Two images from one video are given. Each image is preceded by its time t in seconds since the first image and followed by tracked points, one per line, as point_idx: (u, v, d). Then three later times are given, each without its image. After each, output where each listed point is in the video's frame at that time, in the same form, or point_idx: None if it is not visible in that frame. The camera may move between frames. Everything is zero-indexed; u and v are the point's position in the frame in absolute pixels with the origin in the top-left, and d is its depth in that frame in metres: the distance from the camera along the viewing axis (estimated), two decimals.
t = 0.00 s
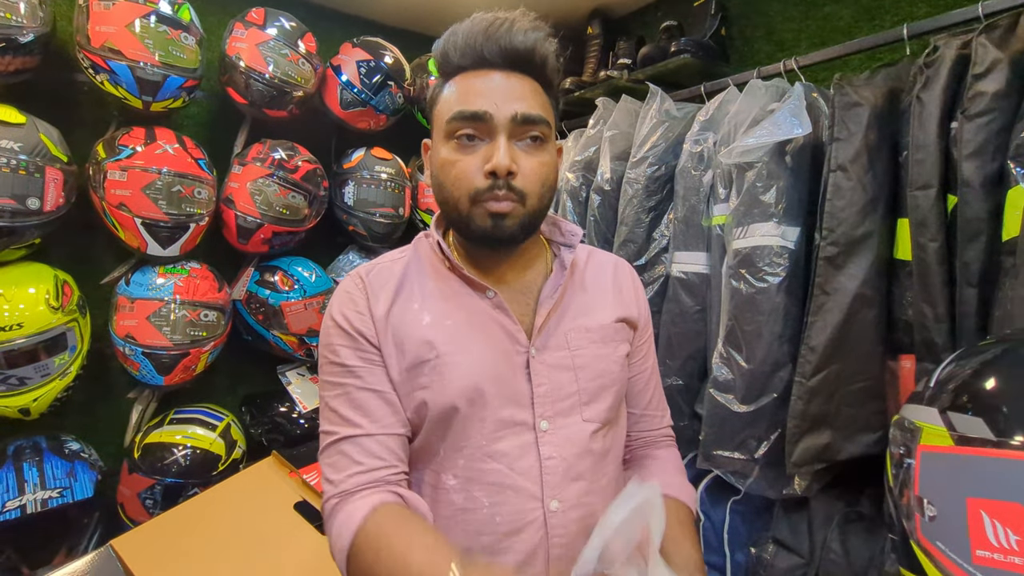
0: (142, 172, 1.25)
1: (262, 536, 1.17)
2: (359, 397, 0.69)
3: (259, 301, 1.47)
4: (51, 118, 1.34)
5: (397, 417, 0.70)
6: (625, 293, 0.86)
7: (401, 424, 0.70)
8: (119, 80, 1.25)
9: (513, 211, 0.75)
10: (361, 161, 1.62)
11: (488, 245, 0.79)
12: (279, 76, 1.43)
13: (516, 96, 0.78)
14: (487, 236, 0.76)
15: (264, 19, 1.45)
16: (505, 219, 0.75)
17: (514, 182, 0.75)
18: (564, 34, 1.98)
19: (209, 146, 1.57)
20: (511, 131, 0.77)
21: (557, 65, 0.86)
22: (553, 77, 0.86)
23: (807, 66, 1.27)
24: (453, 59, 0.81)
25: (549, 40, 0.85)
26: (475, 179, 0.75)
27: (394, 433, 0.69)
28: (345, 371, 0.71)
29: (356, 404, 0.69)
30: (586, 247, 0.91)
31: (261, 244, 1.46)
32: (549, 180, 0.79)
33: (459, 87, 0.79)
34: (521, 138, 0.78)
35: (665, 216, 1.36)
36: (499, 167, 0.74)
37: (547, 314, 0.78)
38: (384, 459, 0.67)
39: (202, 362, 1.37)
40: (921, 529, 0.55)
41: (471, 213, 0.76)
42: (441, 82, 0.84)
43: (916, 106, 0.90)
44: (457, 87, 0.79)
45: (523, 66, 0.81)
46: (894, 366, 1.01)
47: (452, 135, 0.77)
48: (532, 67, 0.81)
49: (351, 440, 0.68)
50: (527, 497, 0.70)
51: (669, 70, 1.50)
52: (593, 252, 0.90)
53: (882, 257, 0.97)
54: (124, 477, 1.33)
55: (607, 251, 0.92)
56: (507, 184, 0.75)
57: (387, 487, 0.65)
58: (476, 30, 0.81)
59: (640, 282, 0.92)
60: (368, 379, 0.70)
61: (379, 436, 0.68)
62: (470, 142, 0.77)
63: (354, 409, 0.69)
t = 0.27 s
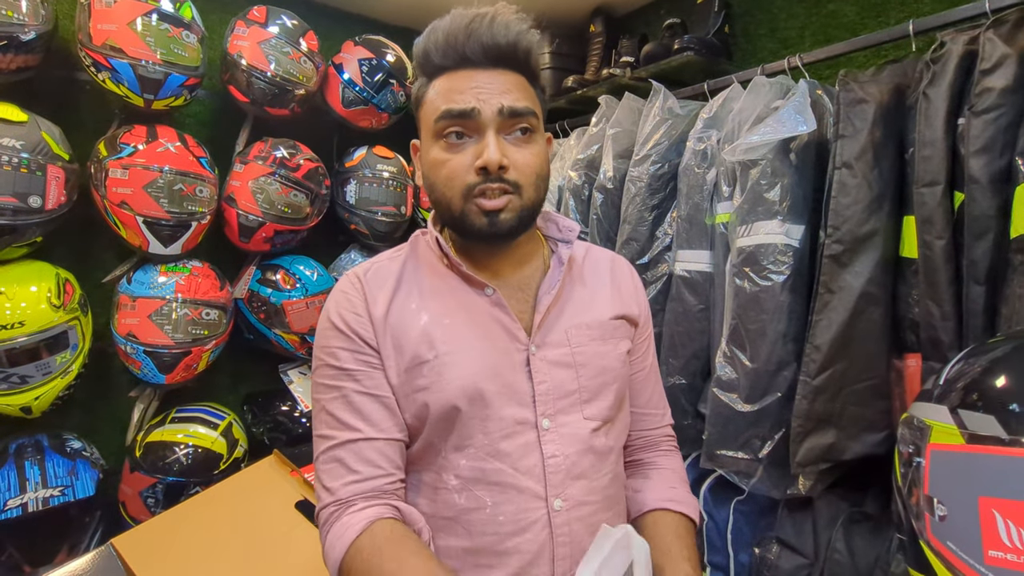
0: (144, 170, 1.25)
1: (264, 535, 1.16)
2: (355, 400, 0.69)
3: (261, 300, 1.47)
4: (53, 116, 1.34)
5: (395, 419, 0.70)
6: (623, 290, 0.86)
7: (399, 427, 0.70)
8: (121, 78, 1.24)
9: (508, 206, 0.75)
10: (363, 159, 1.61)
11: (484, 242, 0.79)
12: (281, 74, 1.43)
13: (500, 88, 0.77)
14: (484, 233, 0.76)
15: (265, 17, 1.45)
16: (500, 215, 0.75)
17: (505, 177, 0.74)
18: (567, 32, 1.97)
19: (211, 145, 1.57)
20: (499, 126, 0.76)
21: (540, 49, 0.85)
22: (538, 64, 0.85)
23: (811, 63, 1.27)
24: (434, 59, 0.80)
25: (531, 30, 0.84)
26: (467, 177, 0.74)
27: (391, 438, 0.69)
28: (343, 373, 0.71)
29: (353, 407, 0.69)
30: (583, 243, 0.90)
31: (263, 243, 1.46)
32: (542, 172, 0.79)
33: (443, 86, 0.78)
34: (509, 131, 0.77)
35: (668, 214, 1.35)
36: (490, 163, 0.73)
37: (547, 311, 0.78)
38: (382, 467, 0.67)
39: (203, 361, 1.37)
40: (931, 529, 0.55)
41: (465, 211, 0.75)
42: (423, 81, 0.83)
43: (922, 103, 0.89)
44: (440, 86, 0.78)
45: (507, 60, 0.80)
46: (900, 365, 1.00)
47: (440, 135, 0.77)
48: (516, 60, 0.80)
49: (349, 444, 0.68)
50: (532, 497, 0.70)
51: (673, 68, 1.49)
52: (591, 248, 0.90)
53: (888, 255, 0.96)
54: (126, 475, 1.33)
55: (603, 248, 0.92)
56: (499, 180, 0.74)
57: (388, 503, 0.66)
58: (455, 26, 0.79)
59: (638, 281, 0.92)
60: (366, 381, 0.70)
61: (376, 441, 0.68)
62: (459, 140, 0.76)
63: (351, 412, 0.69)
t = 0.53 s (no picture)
0: (145, 168, 1.25)
1: (266, 535, 1.17)
2: (341, 380, 0.66)
3: (262, 298, 1.47)
4: (54, 114, 1.34)
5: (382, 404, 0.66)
6: (626, 289, 0.84)
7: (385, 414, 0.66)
8: (122, 75, 1.24)
9: (499, 198, 0.74)
10: (364, 157, 1.61)
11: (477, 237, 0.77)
12: (282, 72, 1.42)
13: (488, 80, 0.77)
14: (476, 228, 0.75)
15: (267, 15, 1.44)
16: (490, 208, 0.74)
17: (495, 169, 0.73)
18: (569, 30, 1.96)
19: (212, 143, 1.57)
20: (487, 119, 0.76)
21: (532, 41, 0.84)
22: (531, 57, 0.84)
23: (816, 59, 1.26)
24: (422, 54, 0.81)
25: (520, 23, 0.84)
26: (455, 171, 0.74)
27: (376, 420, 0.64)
28: (333, 356, 0.69)
29: (336, 385, 0.66)
30: (586, 238, 0.90)
31: (264, 241, 1.46)
32: (534, 165, 0.78)
33: (431, 81, 0.78)
34: (498, 124, 0.77)
35: (672, 212, 1.34)
36: (478, 155, 0.72)
37: (543, 308, 0.77)
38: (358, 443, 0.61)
39: (204, 359, 1.36)
40: (943, 527, 0.54)
41: (455, 205, 0.74)
42: (415, 78, 0.84)
43: (930, 98, 0.88)
44: (429, 82, 0.79)
45: (495, 51, 0.80)
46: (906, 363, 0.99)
47: (429, 130, 0.77)
48: (504, 52, 0.80)
49: (326, 424, 0.64)
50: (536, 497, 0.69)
51: (676, 65, 1.48)
52: (595, 245, 0.89)
53: (895, 252, 0.95)
54: (127, 474, 1.33)
55: (608, 245, 0.90)
56: (489, 172, 0.73)
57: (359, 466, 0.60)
58: (442, 20, 0.80)
59: (647, 278, 0.91)
60: (354, 362, 0.68)
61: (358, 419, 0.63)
62: (447, 135, 0.76)
63: (333, 393, 0.66)
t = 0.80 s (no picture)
0: (145, 165, 1.24)
1: (267, 536, 1.16)
2: (337, 425, 0.69)
3: (263, 297, 1.46)
4: (55, 112, 1.34)
5: (378, 446, 0.70)
6: (632, 288, 0.84)
7: (384, 453, 0.70)
8: (123, 73, 1.24)
9: (514, 181, 0.72)
10: (365, 155, 1.60)
11: (487, 228, 0.76)
12: (283, 70, 1.42)
13: (499, 65, 0.77)
14: (489, 214, 0.73)
15: (267, 12, 1.44)
16: (505, 191, 0.72)
17: (509, 151, 0.73)
18: (571, 28, 1.95)
19: (213, 141, 1.56)
20: (500, 102, 0.75)
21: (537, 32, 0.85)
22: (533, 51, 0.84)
23: (820, 56, 1.25)
24: (430, 41, 0.80)
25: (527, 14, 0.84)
26: (469, 154, 0.72)
27: (373, 466, 0.69)
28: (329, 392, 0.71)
29: (333, 430, 0.70)
30: (590, 236, 0.89)
31: (264, 239, 1.45)
32: (546, 150, 0.77)
33: (441, 68, 0.78)
34: (510, 109, 0.76)
35: (674, 210, 1.33)
36: (494, 135, 0.71)
37: (553, 309, 0.76)
38: (359, 492, 0.68)
39: (205, 358, 1.36)
40: (953, 526, 0.54)
41: (468, 188, 0.72)
42: (419, 68, 0.83)
43: (935, 94, 0.87)
44: (438, 69, 0.78)
45: (503, 38, 0.80)
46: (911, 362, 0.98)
47: (440, 115, 0.76)
48: (512, 39, 0.80)
49: (328, 469, 0.69)
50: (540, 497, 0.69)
51: (678, 62, 1.47)
52: (598, 242, 0.88)
53: (900, 250, 0.94)
54: (128, 473, 1.32)
55: (612, 243, 0.90)
56: (503, 153, 0.72)
57: (360, 509, 0.68)
58: (451, 7, 0.80)
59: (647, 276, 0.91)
60: (347, 406, 0.70)
61: (355, 470, 0.68)
62: (459, 119, 0.75)
63: (330, 437, 0.70)
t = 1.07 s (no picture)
0: (146, 164, 1.24)
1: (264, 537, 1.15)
2: (321, 425, 0.69)
3: (264, 296, 1.46)
4: (55, 110, 1.34)
5: (360, 446, 0.71)
6: (636, 288, 0.84)
7: (363, 452, 0.71)
8: (123, 71, 1.23)
9: (525, 196, 0.72)
10: (366, 154, 1.60)
11: (493, 235, 0.75)
12: (284, 68, 1.41)
13: (520, 66, 0.73)
14: (498, 225, 0.72)
15: (268, 10, 1.44)
16: (515, 205, 0.72)
17: (523, 165, 0.71)
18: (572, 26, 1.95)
19: (213, 139, 1.56)
20: (517, 108, 0.73)
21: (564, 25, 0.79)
22: (558, 44, 0.79)
23: (823, 54, 1.24)
24: (448, 28, 0.75)
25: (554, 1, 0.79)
26: (481, 163, 0.71)
27: (352, 464, 0.70)
28: (316, 391, 0.70)
29: (315, 428, 0.69)
30: (597, 234, 0.87)
31: (265, 237, 1.45)
32: (560, 160, 0.76)
33: (457, 60, 0.73)
34: (527, 115, 0.74)
35: (676, 209, 1.33)
36: (509, 149, 0.70)
37: (559, 311, 0.75)
38: (336, 487, 0.70)
39: (205, 356, 1.36)
40: (960, 525, 0.53)
41: (478, 198, 0.72)
42: (433, 50, 0.78)
43: (940, 90, 0.86)
44: (454, 60, 0.74)
45: (527, 32, 0.76)
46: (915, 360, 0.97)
47: (452, 114, 0.73)
48: (537, 34, 0.76)
49: (307, 463, 0.69)
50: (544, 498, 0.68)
51: (680, 60, 1.46)
52: (604, 240, 0.87)
53: (904, 247, 0.94)
54: (128, 472, 1.32)
55: (616, 240, 0.89)
56: (517, 168, 0.71)
57: (335, 505, 0.70)
58: None
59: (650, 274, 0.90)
60: (333, 407, 0.69)
61: (335, 467, 0.69)
62: (474, 122, 0.73)
63: (313, 433, 0.69)
